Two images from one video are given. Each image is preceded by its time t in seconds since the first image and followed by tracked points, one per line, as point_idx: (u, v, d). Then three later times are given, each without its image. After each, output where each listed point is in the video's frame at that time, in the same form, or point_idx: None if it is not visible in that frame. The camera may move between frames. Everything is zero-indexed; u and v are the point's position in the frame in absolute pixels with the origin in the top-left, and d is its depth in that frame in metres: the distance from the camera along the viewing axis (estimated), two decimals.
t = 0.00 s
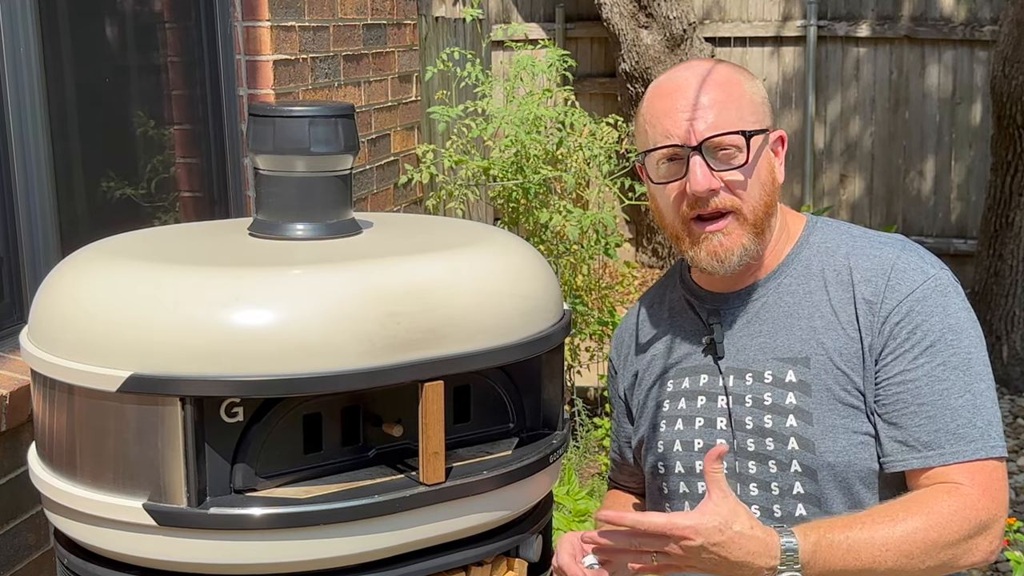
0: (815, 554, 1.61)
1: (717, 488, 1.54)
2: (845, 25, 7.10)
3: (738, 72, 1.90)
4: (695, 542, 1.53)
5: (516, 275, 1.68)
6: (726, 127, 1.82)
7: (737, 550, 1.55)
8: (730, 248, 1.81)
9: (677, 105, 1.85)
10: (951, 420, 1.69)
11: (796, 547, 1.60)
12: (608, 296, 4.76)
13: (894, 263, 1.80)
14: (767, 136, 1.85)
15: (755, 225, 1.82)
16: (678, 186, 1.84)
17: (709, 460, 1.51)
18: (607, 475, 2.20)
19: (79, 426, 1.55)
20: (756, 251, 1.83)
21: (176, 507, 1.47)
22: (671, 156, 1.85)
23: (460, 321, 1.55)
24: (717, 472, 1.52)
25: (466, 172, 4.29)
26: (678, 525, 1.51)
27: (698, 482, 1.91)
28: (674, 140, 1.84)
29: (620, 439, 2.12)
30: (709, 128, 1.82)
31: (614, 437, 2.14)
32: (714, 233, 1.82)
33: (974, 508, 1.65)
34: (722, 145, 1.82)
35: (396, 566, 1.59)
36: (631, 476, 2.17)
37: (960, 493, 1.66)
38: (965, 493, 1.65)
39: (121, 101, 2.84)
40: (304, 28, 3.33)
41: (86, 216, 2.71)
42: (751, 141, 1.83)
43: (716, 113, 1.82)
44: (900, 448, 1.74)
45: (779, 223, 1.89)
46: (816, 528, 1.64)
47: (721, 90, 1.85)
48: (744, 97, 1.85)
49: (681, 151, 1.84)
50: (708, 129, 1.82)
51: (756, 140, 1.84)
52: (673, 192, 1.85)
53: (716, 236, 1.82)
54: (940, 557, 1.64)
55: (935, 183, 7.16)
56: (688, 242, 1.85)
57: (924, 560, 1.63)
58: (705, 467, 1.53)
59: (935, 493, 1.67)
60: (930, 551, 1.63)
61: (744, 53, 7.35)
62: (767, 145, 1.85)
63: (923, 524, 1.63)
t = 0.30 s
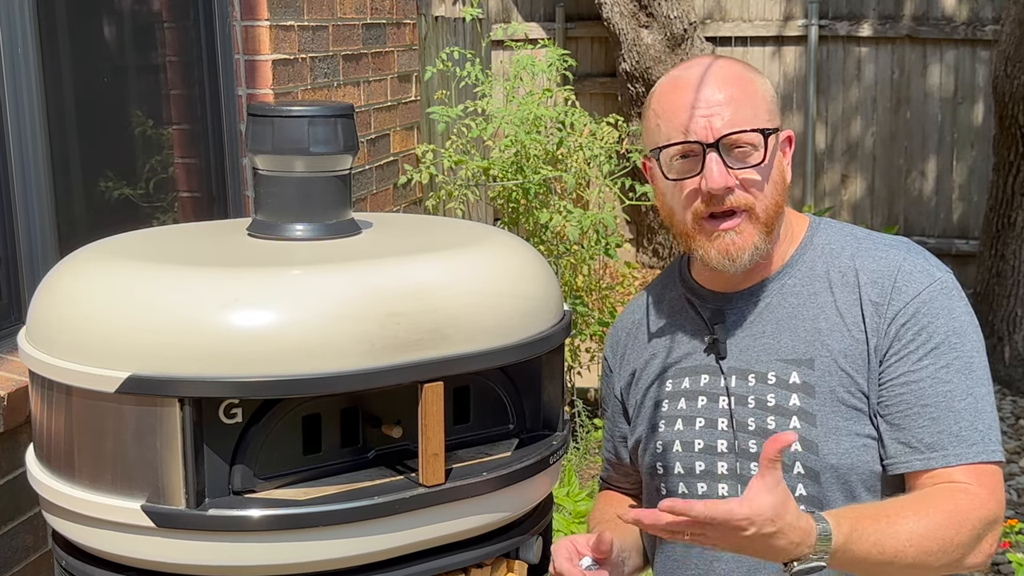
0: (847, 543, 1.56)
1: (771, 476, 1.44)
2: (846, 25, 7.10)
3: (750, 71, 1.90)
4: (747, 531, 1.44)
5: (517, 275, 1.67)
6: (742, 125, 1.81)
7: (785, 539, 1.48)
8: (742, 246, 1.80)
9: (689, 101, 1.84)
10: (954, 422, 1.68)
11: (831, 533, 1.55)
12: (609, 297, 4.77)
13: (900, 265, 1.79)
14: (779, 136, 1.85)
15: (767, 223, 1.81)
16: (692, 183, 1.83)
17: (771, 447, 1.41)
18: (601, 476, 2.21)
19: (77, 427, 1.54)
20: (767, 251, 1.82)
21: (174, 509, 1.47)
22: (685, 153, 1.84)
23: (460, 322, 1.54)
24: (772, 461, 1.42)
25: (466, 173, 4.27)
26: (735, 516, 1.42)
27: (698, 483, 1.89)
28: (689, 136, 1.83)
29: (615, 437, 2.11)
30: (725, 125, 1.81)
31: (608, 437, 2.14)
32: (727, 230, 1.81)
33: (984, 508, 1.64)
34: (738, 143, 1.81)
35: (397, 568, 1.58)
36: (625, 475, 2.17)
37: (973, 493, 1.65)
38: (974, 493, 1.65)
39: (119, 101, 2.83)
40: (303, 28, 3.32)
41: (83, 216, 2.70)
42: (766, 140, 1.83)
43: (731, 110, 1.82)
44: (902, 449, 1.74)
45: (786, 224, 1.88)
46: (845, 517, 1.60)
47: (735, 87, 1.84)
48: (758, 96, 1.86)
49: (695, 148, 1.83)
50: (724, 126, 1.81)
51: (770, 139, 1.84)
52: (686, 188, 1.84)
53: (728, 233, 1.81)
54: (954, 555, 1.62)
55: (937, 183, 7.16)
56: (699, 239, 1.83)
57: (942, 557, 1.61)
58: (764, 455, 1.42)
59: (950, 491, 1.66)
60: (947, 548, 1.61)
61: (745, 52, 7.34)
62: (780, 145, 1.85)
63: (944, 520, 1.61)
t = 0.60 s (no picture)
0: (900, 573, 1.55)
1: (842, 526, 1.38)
2: (847, 25, 7.08)
3: (734, 75, 1.89)
4: None
5: (517, 275, 1.66)
6: (721, 134, 1.80)
7: None
8: (724, 255, 1.80)
9: (672, 111, 1.83)
10: (957, 424, 1.68)
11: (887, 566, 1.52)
12: (609, 298, 4.77)
13: (898, 267, 1.79)
14: (764, 142, 1.84)
15: (750, 231, 1.81)
16: (673, 195, 1.82)
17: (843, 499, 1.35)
18: (599, 478, 2.20)
19: (75, 428, 1.53)
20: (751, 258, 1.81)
21: (172, 510, 1.46)
22: (667, 163, 1.83)
23: (460, 323, 1.53)
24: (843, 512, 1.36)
25: (465, 173, 4.27)
26: None
27: (697, 488, 1.88)
28: (670, 147, 1.82)
29: (613, 441, 2.10)
30: (704, 134, 1.80)
31: (605, 441, 2.13)
32: (709, 239, 1.81)
33: (1002, 514, 1.66)
34: (718, 153, 1.80)
35: (397, 569, 1.57)
36: (623, 478, 2.16)
37: (989, 499, 1.65)
38: (989, 499, 1.65)
39: (118, 101, 2.82)
40: (303, 28, 3.31)
41: (82, 217, 2.70)
42: (749, 147, 1.81)
43: (712, 119, 1.81)
44: (904, 452, 1.73)
45: (775, 228, 1.87)
46: (888, 545, 1.57)
47: (718, 95, 1.83)
48: (742, 102, 1.84)
49: (676, 159, 1.82)
50: (704, 136, 1.80)
51: (752, 146, 1.82)
52: (667, 200, 1.83)
53: (711, 243, 1.80)
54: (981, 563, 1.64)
55: (939, 184, 7.15)
56: (682, 249, 1.83)
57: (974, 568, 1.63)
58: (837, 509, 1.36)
59: (968, 499, 1.65)
60: (977, 559, 1.62)
61: (745, 52, 7.32)
62: (764, 151, 1.84)
63: (975, 534, 1.61)
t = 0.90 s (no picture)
0: None
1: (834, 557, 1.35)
2: (848, 24, 7.07)
3: (737, 73, 1.88)
4: None
5: (517, 276, 1.65)
6: (724, 133, 1.80)
7: None
8: (724, 253, 1.79)
9: (675, 109, 1.83)
10: (955, 431, 1.67)
11: None
12: (609, 299, 4.77)
13: (898, 271, 1.77)
14: (767, 141, 1.84)
15: (753, 230, 1.81)
16: (674, 193, 1.82)
17: (833, 527, 1.34)
18: (598, 478, 2.20)
19: (74, 429, 1.53)
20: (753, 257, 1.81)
21: (171, 511, 1.45)
22: (668, 161, 1.83)
23: (460, 324, 1.53)
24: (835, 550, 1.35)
25: (465, 173, 4.26)
26: None
27: (696, 490, 1.87)
28: (672, 146, 1.82)
29: (612, 442, 2.09)
30: (707, 133, 1.80)
31: (605, 442, 2.12)
32: (710, 237, 1.80)
33: (996, 523, 1.64)
34: (721, 152, 1.80)
35: (396, 571, 1.56)
36: (623, 479, 2.16)
37: (984, 508, 1.64)
38: (983, 508, 1.64)
39: (116, 101, 2.81)
40: (302, 27, 3.31)
41: (80, 217, 2.69)
42: (751, 146, 1.81)
43: (714, 118, 1.81)
44: (903, 458, 1.72)
45: (776, 228, 1.87)
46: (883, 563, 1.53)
47: (721, 94, 1.83)
48: (745, 100, 1.84)
49: (678, 157, 1.81)
50: (706, 135, 1.80)
51: (754, 145, 1.82)
52: (668, 198, 1.83)
53: (711, 241, 1.80)
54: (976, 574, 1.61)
55: (940, 184, 7.15)
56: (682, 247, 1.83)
57: None
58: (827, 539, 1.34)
59: (963, 511, 1.63)
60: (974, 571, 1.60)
61: (746, 52, 7.31)
62: (766, 150, 1.84)
63: (970, 547, 1.58)
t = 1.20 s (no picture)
0: None
1: (785, 542, 1.37)
2: (850, 24, 7.05)
3: (714, 84, 1.84)
4: None
5: (517, 276, 1.65)
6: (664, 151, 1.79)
7: None
8: (664, 268, 1.82)
9: (636, 116, 1.85)
10: (952, 433, 1.66)
11: None
12: (609, 299, 4.78)
13: (899, 273, 1.76)
14: (722, 157, 1.80)
15: (694, 248, 1.81)
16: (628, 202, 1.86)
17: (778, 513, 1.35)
18: (599, 477, 2.19)
19: (72, 431, 1.52)
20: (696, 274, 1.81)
21: (170, 513, 1.45)
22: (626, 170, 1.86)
23: (459, 324, 1.52)
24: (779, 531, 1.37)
25: (465, 173, 4.25)
26: None
27: (694, 491, 1.87)
28: (626, 156, 1.85)
29: (613, 441, 2.09)
30: (652, 148, 1.81)
31: (605, 440, 2.11)
32: (656, 249, 1.84)
33: (989, 526, 1.63)
34: (659, 170, 1.79)
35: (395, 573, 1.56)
36: (624, 478, 2.15)
37: (978, 510, 1.63)
38: (976, 509, 1.63)
39: (115, 101, 2.81)
40: (301, 27, 3.31)
41: (79, 218, 2.69)
42: (694, 165, 1.79)
43: (663, 133, 1.80)
44: (898, 460, 1.72)
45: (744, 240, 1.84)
46: (857, 560, 1.55)
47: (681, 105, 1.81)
48: (698, 118, 1.81)
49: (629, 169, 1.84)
50: (651, 150, 1.81)
51: (702, 163, 1.80)
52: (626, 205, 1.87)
53: (657, 253, 1.83)
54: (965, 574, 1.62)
55: (942, 184, 7.18)
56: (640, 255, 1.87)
57: None
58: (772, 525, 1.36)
59: (954, 512, 1.63)
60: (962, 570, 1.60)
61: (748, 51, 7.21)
62: (721, 167, 1.81)
63: (955, 547, 1.58)
